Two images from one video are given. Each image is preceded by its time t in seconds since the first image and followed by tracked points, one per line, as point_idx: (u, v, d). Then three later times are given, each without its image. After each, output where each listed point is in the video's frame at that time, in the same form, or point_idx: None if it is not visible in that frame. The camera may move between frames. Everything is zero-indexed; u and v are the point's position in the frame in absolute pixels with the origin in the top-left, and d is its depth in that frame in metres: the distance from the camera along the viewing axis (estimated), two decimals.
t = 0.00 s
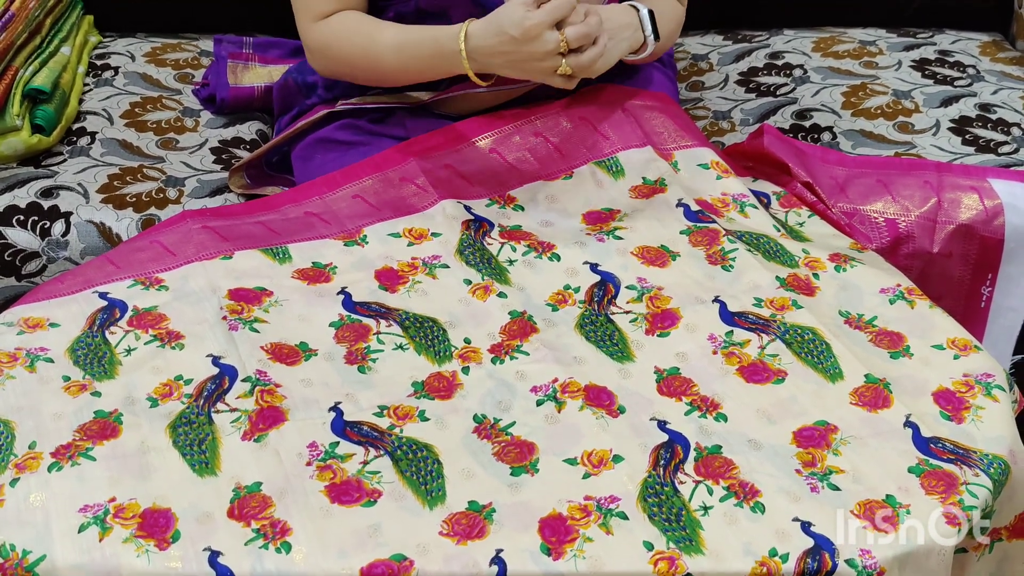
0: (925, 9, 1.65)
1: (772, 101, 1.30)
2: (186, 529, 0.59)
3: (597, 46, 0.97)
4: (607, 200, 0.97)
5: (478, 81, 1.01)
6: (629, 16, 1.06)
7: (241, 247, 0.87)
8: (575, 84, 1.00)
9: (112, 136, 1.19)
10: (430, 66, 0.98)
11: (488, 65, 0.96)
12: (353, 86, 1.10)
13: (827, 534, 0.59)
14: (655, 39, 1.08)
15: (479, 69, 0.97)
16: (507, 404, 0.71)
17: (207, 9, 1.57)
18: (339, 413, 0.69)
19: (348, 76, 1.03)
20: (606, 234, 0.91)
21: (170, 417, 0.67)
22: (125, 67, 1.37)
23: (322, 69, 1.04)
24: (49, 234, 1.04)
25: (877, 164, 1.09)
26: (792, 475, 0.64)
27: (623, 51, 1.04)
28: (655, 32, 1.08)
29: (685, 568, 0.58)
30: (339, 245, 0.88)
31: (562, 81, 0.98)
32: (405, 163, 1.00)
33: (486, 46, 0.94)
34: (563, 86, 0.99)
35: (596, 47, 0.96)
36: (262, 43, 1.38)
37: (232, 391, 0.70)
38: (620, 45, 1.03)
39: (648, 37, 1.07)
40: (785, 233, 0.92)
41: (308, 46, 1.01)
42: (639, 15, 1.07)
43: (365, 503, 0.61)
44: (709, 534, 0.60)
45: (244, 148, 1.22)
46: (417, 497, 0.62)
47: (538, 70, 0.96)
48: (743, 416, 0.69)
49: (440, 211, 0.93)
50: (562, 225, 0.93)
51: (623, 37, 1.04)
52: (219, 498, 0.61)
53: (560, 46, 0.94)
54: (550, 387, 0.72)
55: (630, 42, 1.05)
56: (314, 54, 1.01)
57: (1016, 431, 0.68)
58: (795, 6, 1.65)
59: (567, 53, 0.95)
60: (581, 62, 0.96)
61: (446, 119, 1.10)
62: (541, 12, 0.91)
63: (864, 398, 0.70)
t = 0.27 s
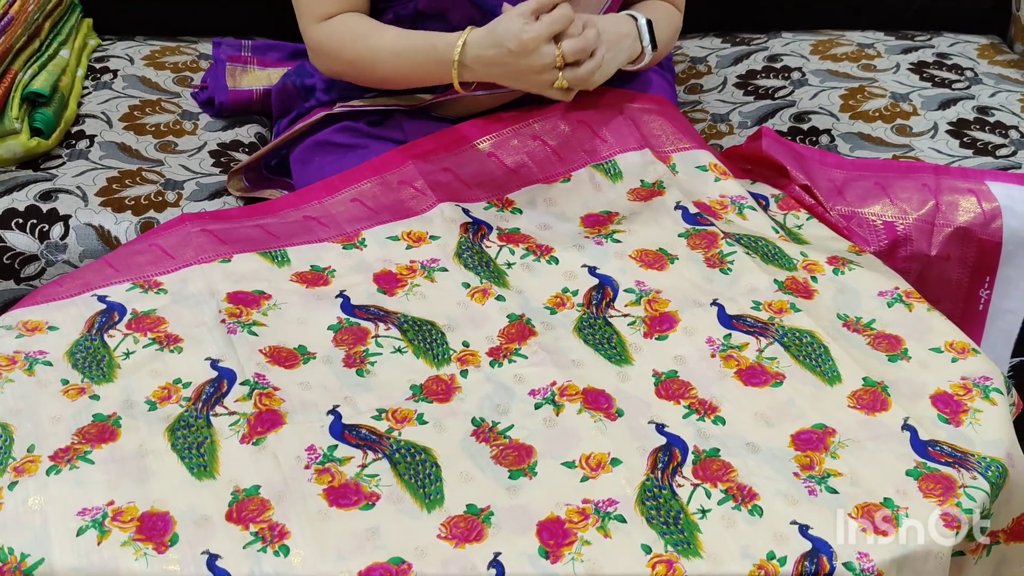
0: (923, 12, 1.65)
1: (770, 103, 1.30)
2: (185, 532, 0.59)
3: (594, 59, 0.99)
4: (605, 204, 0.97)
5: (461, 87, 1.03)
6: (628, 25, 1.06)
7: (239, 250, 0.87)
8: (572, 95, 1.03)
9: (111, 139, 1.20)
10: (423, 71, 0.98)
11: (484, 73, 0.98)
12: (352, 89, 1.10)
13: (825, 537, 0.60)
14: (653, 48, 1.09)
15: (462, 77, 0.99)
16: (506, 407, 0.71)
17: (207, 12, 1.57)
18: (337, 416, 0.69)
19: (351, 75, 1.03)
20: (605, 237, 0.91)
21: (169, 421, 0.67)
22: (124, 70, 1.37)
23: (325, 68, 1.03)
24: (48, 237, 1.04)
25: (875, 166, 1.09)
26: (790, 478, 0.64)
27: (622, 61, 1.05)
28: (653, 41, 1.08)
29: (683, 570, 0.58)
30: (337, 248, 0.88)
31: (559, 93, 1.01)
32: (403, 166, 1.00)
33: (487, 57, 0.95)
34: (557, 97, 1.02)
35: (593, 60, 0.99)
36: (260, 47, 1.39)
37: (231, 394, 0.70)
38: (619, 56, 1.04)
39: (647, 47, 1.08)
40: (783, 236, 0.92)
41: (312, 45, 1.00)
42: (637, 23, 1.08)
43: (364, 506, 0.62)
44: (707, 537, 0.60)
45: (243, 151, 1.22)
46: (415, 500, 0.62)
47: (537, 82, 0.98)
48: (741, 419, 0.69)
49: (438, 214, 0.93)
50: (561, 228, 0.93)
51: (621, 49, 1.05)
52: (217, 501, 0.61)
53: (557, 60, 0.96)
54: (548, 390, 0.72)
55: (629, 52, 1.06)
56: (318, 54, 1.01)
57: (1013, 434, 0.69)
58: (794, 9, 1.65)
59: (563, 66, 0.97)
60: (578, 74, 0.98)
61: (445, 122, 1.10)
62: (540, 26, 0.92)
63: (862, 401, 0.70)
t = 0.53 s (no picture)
0: (923, 12, 1.65)
1: (770, 103, 1.30)
2: (185, 533, 0.59)
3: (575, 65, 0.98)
4: (605, 204, 0.97)
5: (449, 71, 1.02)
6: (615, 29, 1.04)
7: (239, 250, 0.87)
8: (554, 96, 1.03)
9: (110, 139, 1.20)
10: (410, 54, 1.00)
11: (471, 64, 0.98)
12: (351, 89, 1.10)
13: (825, 537, 0.60)
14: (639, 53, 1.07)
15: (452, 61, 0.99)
16: (505, 407, 0.71)
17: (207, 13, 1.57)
18: (337, 417, 0.69)
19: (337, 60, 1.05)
20: (604, 237, 0.91)
21: (168, 421, 0.67)
22: (124, 70, 1.37)
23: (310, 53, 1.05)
24: (47, 237, 1.04)
25: (875, 166, 1.09)
26: (790, 478, 0.64)
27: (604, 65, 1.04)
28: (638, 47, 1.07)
29: (683, 570, 0.58)
30: (337, 248, 0.88)
31: (531, 89, 1.00)
32: (403, 167, 1.00)
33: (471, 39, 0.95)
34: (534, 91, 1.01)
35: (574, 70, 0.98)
36: (260, 47, 1.39)
37: (230, 395, 0.70)
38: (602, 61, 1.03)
39: (632, 52, 1.06)
40: (783, 236, 0.92)
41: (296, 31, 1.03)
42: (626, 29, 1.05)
43: (363, 506, 0.62)
44: (707, 537, 0.60)
45: (243, 152, 1.22)
46: (415, 500, 0.62)
47: (508, 71, 0.98)
48: (741, 419, 0.69)
49: (437, 215, 0.93)
50: (561, 228, 0.93)
51: (606, 51, 1.03)
52: (217, 501, 0.61)
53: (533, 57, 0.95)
54: (548, 390, 0.72)
55: (613, 57, 1.05)
56: (303, 38, 1.03)
57: (1013, 435, 0.68)
58: (795, 9, 1.65)
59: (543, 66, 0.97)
60: (553, 77, 0.98)
61: (444, 122, 1.10)
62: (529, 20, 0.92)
63: (862, 401, 0.70)
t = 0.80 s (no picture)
0: (923, 11, 1.65)
1: (769, 103, 1.30)
2: (183, 533, 0.59)
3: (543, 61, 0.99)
4: (604, 203, 0.97)
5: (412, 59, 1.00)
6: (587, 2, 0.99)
7: (238, 249, 0.87)
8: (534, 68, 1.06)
9: (109, 139, 1.19)
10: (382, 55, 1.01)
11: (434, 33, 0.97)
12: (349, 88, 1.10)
13: (823, 537, 0.59)
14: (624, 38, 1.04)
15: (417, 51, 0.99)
16: (504, 407, 0.71)
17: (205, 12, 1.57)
18: (336, 416, 0.69)
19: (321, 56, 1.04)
20: (603, 236, 0.91)
21: (167, 420, 0.67)
22: (123, 69, 1.37)
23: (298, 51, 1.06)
24: (45, 237, 1.04)
25: (874, 165, 1.09)
26: (789, 478, 0.64)
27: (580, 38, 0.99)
28: (621, 18, 0.97)
29: (681, 570, 0.58)
30: (336, 248, 0.88)
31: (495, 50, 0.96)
32: (402, 166, 1.00)
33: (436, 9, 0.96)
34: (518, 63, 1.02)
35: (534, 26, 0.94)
36: (259, 46, 1.39)
37: (229, 394, 0.70)
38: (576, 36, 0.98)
39: (614, 24, 0.98)
40: (782, 235, 0.92)
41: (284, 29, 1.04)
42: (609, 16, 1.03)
43: (362, 506, 0.61)
44: (705, 537, 0.60)
45: (242, 151, 1.22)
46: (413, 500, 0.62)
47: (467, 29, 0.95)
48: (740, 419, 0.69)
49: (436, 214, 0.93)
50: (559, 227, 0.93)
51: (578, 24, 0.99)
52: (215, 501, 0.61)
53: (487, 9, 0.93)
54: (547, 390, 0.72)
55: (589, 28, 0.99)
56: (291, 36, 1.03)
57: (1012, 434, 0.68)
58: (794, 8, 1.65)
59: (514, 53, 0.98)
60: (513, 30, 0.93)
61: (443, 121, 1.10)
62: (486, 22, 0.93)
63: (861, 401, 0.70)
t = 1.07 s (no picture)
0: (921, 10, 1.65)
1: (767, 102, 1.30)
2: (179, 533, 0.59)
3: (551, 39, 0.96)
4: (601, 203, 0.96)
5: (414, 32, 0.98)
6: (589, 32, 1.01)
7: (234, 250, 0.86)
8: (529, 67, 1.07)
9: (106, 139, 1.19)
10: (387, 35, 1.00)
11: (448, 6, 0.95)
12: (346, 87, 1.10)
13: (820, 537, 0.59)
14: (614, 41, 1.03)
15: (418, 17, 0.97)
16: (501, 407, 0.71)
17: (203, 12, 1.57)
18: (333, 417, 0.69)
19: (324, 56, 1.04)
20: (601, 236, 0.91)
21: (163, 421, 0.67)
22: (120, 69, 1.37)
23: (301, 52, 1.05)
24: (43, 237, 1.04)
25: (872, 165, 1.09)
26: (786, 478, 0.64)
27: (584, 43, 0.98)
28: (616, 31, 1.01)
29: (678, 571, 0.58)
30: (333, 248, 0.88)
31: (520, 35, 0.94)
32: (399, 166, 1.00)
33: None
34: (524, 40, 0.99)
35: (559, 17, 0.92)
36: (257, 45, 1.39)
37: (225, 395, 0.70)
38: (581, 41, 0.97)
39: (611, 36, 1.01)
40: (780, 234, 0.92)
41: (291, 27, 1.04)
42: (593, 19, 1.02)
43: (358, 506, 0.61)
44: (702, 537, 0.60)
45: (239, 150, 1.21)
46: (410, 500, 0.62)
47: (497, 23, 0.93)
48: (737, 419, 0.69)
49: (433, 214, 0.93)
50: (557, 227, 0.93)
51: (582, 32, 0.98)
52: (212, 502, 0.61)
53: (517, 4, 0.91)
54: (544, 390, 0.72)
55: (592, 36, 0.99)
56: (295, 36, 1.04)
57: (1009, 434, 0.68)
58: (792, 8, 1.65)
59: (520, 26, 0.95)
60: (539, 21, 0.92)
61: (440, 120, 1.10)
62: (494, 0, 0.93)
63: (858, 401, 0.70)
